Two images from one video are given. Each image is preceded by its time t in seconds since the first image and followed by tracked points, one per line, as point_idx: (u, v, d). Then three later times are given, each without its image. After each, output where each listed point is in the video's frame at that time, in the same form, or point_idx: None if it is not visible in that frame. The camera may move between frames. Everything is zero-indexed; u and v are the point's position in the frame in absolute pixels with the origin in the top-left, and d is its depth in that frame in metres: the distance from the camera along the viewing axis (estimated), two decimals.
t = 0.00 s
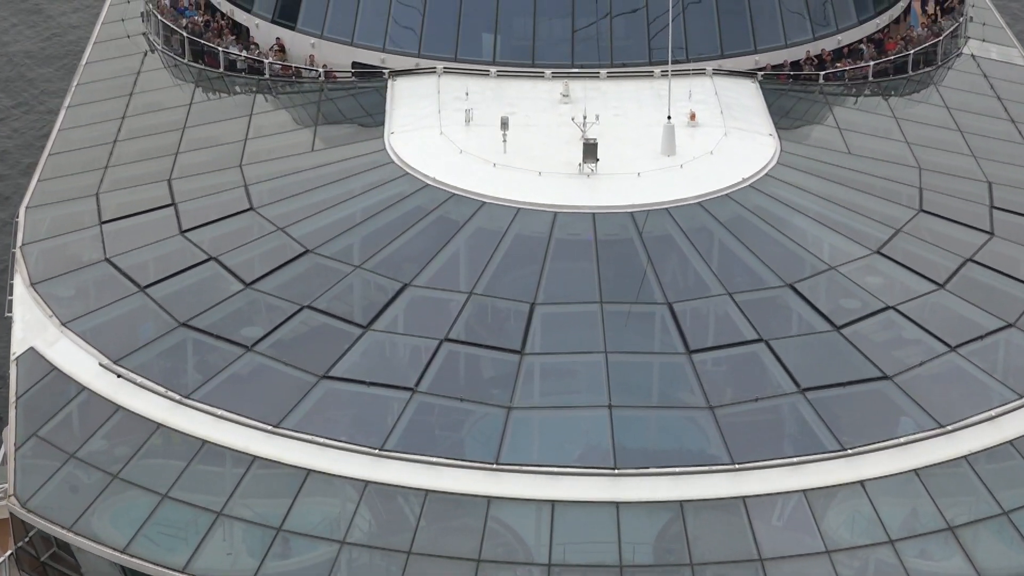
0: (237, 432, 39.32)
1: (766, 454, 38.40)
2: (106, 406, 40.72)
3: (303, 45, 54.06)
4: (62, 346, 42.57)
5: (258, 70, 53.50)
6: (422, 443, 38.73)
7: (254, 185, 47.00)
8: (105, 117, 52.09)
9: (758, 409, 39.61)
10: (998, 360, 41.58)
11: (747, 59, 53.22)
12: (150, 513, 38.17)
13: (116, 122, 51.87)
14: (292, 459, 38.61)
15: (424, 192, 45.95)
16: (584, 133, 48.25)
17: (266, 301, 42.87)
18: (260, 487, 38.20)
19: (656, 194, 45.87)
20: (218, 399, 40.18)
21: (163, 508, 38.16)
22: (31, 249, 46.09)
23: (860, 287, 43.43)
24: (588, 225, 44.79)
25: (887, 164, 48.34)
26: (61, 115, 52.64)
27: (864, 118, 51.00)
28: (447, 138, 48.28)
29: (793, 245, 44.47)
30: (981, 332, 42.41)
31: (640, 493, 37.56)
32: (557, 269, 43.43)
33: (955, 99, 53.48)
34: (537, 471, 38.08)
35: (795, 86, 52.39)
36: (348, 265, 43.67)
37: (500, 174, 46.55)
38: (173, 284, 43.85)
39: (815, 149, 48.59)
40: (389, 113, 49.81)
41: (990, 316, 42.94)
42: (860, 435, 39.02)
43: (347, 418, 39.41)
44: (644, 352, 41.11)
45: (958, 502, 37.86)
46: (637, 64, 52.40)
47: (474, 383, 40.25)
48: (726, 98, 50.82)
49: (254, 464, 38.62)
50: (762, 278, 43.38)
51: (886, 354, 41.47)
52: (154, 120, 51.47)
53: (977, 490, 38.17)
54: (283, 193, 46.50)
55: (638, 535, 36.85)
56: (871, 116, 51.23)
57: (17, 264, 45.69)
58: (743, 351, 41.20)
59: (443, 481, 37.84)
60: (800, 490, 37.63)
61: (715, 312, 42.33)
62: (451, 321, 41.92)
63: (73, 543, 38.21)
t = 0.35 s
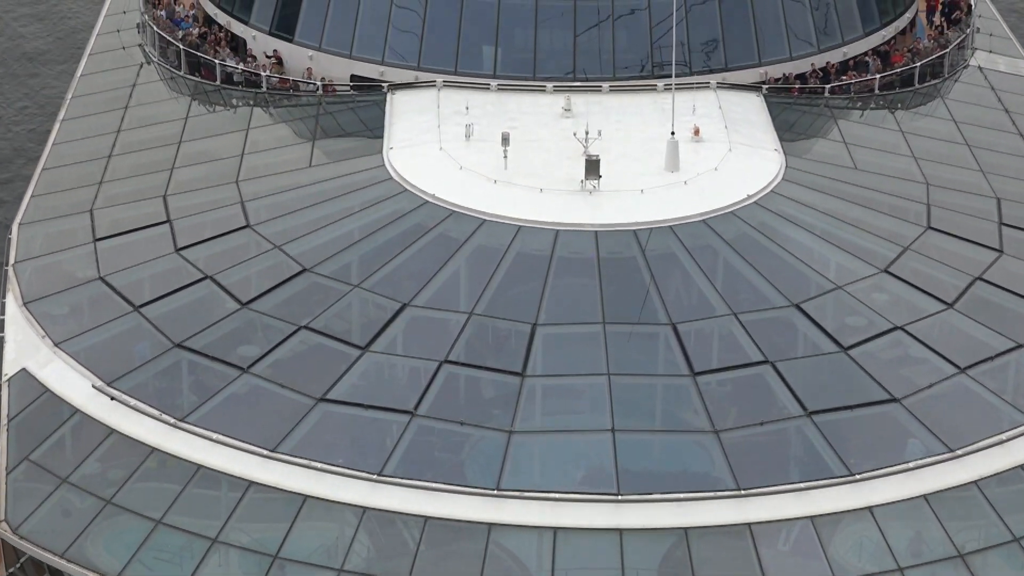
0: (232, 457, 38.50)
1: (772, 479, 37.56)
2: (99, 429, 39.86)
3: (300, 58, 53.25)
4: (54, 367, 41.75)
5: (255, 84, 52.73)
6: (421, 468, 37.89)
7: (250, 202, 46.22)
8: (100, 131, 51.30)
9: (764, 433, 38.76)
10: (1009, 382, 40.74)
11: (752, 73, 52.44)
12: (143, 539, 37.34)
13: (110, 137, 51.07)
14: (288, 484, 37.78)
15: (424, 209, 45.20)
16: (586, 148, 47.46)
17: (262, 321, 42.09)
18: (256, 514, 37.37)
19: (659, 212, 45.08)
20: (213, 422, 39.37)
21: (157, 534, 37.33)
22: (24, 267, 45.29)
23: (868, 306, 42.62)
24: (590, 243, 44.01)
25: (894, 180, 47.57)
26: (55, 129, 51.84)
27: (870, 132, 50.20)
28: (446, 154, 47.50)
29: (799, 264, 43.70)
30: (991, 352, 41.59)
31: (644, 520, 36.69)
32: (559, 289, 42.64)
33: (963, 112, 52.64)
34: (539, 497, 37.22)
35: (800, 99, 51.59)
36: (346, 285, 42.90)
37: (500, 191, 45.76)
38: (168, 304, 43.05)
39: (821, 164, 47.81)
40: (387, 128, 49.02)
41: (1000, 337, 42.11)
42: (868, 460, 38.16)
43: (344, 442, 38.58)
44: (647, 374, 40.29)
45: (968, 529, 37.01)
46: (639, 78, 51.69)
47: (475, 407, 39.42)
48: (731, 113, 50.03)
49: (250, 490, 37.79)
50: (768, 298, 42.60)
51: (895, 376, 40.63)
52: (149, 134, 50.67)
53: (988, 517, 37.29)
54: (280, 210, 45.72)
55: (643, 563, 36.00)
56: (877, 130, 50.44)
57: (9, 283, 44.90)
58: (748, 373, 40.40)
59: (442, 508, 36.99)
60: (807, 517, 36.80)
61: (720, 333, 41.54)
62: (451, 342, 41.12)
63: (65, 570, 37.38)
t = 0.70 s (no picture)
0: (227, 482, 37.68)
1: (778, 506, 36.73)
2: (92, 453, 39.01)
3: (298, 71, 52.51)
4: (46, 389, 40.92)
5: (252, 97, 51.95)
6: (420, 495, 37.07)
7: (247, 219, 45.46)
8: (94, 145, 50.54)
9: (770, 459, 37.91)
10: (1020, 405, 39.90)
11: (756, 86, 51.57)
12: (137, 567, 36.57)
13: (104, 151, 50.28)
14: (284, 511, 36.98)
15: (423, 227, 44.45)
16: (588, 165, 46.69)
17: (259, 342, 41.32)
18: (252, 541, 36.61)
19: (663, 230, 44.30)
20: (208, 446, 38.55)
21: (151, 562, 36.56)
22: (16, 286, 44.49)
23: (876, 327, 41.81)
24: (592, 262, 43.24)
25: (901, 197, 46.78)
26: (49, 143, 51.07)
27: (876, 147, 49.43)
28: (447, 171, 46.72)
29: (805, 283, 42.94)
30: (1001, 374, 40.76)
31: (648, 547, 36.03)
32: (561, 309, 41.84)
33: (971, 125, 51.78)
34: (541, 525, 36.41)
35: (805, 112, 50.82)
36: (345, 304, 42.14)
37: (501, 209, 44.99)
38: (162, 324, 42.28)
39: (827, 181, 47.04)
40: (386, 144, 48.25)
41: (1010, 358, 41.28)
42: (876, 485, 37.30)
43: (341, 467, 37.73)
44: (651, 397, 39.45)
45: (978, 557, 36.34)
46: (642, 90, 50.75)
47: (475, 431, 38.59)
48: (735, 128, 49.25)
49: (246, 516, 37.02)
50: (773, 319, 41.82)
51: (903, 398, 39.79)
52: (145, 149, 49.89)
53: (998, 544, 36.60)
54: (277, 228, 44.97)
55: None
56: (884, 145, 49.66)
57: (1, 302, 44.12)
58: (754, 396, 39.58)
59: (442, 536, 36.24)
60: (814, 544, 36.10)
61: (725, 354, 40.74)
62: (451, 364, 40.30)
63: None
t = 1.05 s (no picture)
0: (222, 509, 36.76)
1: (785, 534, 35.89)
2: (85, 478, 37.96)
3: (296, 84, 51.71)
4: (38, 412, 39.96)
5: (249, 110, 51.21)
6: (419, 522, 36.22)
7: (243, 237, 44.69)
8: (89, 160, 49.75)
9: (777, 485, 37.06)
10: None
11: (761, 100, 50.75)
12: None
13: (99, 166, 49.44)
14: (280, 538, 36.03)
15: (423, 245, 43.71)
16: (591, 182, 45.92)
17: (255, 364, 40.52)
18: (247, 569, 35.51)
19: (666, 249, 43.53)
20: (203, 472, 37.68)
21: None
22: (7, 305, 43.62)
23: (884, 349, 40.98)
24: (595, 281, 42.47)
25: (909, 214, 45.99)
26: (43, 158, 50.27)
27: (883, 162, 48.62)
28: (447, 188, 45.93)
29: (812, 302, 42.14)
30: (1013, 397, 39.89)
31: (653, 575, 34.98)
32: (563, 330, 41.05)
33: (979, 139, 50.98)
34: (543, 553, 35.53)
35: (811, 127, 50.06)
36: (343, 325, 41.39)
37: (502, 227, 44.23)
38: (157, 345, 41.48)
39: (834, 198, 46.27)
40: (385, 160, 47.48)
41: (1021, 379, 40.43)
42: (886, 512, 36.44)
43: (338, 494, 36.90)
44: (655, 421, 38.63)
45: None
46: (645, 106, 50.02)
47: (476, 456, 37.75)
48: (739, 143, 48.47)
49: (241, 543, 35.99)
50: (780, 340, 41.01)
51: (912, 422, 38.92)
52: (140, 164, 49.10)
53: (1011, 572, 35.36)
54: (274, 246, 44.21)
55: None
56: (891, 160, 48.87)
57: None
58: (760, 419, 38.74)
59: (441, 564, 35.29)
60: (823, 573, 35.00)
61: (730, 376, 39.92)
62: (451, 387, 39.51)
63: None
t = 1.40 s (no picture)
0: (217, 536, 35.90)
1: (793, 562, 35.04)
2: (77, 504, 37.07)
3: (293, 98, 50.88)
4: (29, 435, 39.06)
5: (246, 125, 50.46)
6: (418, 549, 35.37)
7: (240, 255, 43.94)
8: (83, 175, 48.95)
9: (784, 511, 36.19)
10: None
11: (766, 114, 50.06)
12: None
13: (93, 182, 48.59)
14: (276, 566, 35.18)
15: (422, 265, 42.99)
16: (593, 200, 45.14)
17: (251, 387, 39.72)
18: None
19: (670, 269, 42.78)
20: (198, 499, 36.83)
21: None
22: None
23: (892, 371, 40.15)
24: (598, 301, 41.72)
25: (917, 232, 45.21)
26: (36, 173, 49.46)
27: (890, 178, 47.83)
28: (447, 205, 45.17)
29: (818, 323, 41.36)
30: None
31: None
32: (565, 352, 40.28)
33: (987, 153, 50.14)
34: None
35: (816, 142, 49.31)
36: (341, 347, 40.62)
37: (504, 246, 43.51)
38: (151, 367, 40.67)
39: (840, 216, 45.51)
40: (384, 176, 46.72)
41: None
42: (896, 540, 35.58)
43: (335, 521, 36.05)
44: (659, 446, 37.80)
45: None
46: (649, 120, 49.34)
47: (476, 482, 36.92)
48: (744, 159, 47.70)
49: (236, 572, 35.12)
50: (786, 363, 40.21)
51: (922, 446, 38.06)
52: (135, 180, 48.31)
53: None
54: (271, 265, 43.47)
55: None
56: (898, 175, 48.08)
57: None
58: (767, 444, 37.90)
59: None
60: None
61: (736, 399, 39.10)
62: (451, 410, 38.71)
63: None
